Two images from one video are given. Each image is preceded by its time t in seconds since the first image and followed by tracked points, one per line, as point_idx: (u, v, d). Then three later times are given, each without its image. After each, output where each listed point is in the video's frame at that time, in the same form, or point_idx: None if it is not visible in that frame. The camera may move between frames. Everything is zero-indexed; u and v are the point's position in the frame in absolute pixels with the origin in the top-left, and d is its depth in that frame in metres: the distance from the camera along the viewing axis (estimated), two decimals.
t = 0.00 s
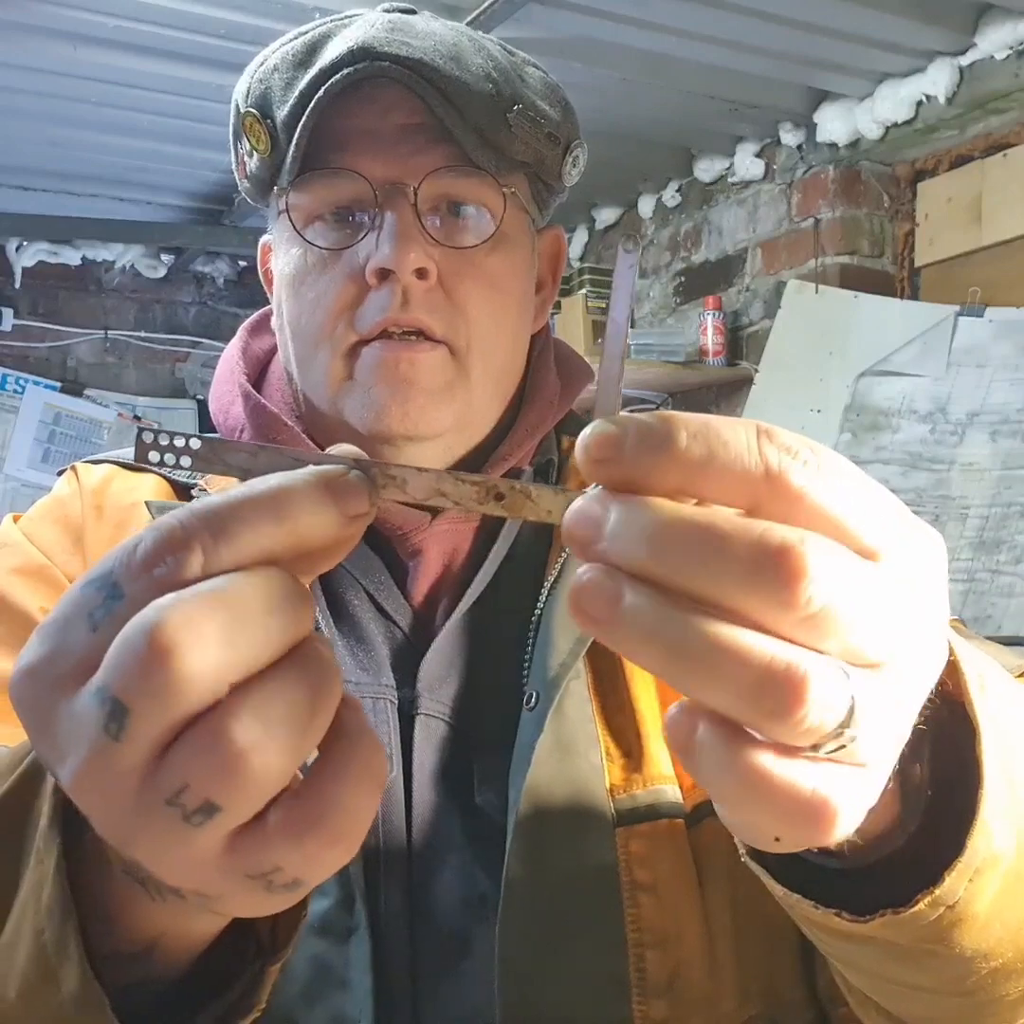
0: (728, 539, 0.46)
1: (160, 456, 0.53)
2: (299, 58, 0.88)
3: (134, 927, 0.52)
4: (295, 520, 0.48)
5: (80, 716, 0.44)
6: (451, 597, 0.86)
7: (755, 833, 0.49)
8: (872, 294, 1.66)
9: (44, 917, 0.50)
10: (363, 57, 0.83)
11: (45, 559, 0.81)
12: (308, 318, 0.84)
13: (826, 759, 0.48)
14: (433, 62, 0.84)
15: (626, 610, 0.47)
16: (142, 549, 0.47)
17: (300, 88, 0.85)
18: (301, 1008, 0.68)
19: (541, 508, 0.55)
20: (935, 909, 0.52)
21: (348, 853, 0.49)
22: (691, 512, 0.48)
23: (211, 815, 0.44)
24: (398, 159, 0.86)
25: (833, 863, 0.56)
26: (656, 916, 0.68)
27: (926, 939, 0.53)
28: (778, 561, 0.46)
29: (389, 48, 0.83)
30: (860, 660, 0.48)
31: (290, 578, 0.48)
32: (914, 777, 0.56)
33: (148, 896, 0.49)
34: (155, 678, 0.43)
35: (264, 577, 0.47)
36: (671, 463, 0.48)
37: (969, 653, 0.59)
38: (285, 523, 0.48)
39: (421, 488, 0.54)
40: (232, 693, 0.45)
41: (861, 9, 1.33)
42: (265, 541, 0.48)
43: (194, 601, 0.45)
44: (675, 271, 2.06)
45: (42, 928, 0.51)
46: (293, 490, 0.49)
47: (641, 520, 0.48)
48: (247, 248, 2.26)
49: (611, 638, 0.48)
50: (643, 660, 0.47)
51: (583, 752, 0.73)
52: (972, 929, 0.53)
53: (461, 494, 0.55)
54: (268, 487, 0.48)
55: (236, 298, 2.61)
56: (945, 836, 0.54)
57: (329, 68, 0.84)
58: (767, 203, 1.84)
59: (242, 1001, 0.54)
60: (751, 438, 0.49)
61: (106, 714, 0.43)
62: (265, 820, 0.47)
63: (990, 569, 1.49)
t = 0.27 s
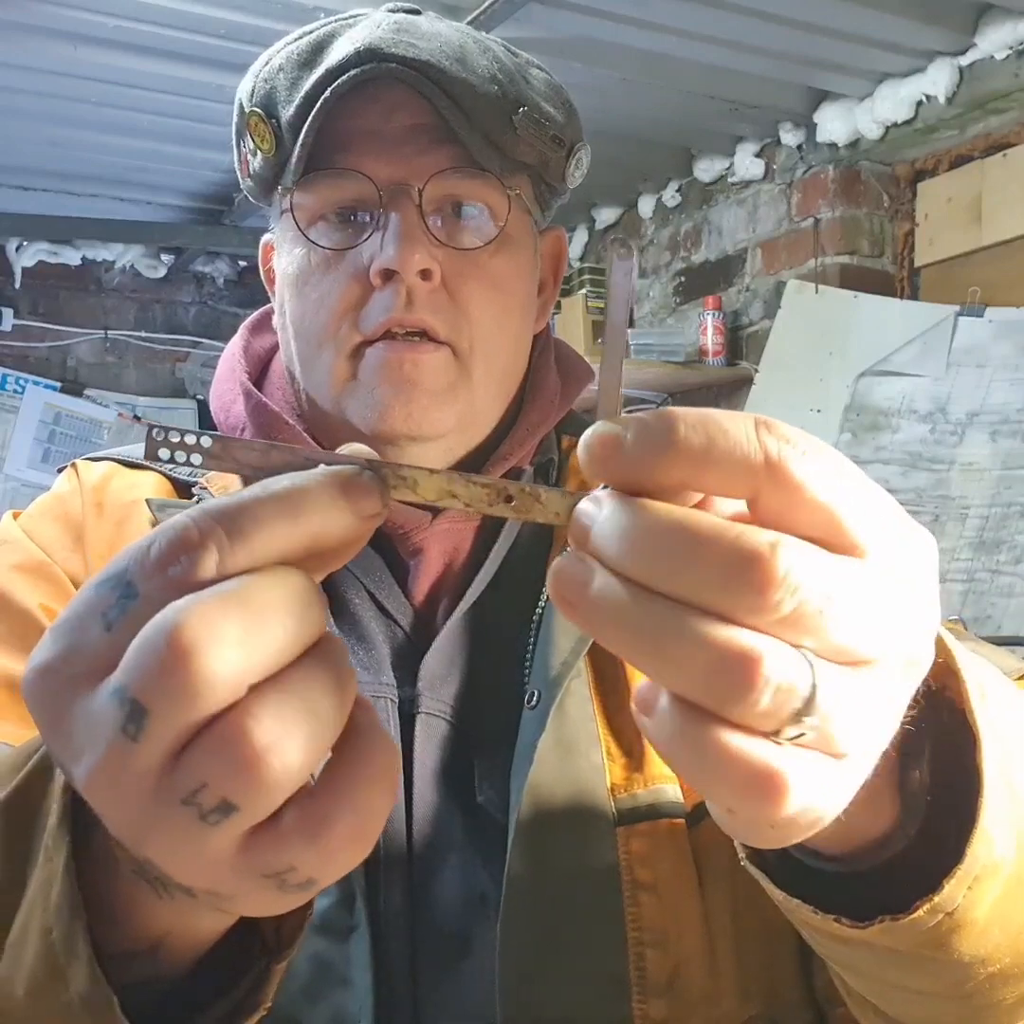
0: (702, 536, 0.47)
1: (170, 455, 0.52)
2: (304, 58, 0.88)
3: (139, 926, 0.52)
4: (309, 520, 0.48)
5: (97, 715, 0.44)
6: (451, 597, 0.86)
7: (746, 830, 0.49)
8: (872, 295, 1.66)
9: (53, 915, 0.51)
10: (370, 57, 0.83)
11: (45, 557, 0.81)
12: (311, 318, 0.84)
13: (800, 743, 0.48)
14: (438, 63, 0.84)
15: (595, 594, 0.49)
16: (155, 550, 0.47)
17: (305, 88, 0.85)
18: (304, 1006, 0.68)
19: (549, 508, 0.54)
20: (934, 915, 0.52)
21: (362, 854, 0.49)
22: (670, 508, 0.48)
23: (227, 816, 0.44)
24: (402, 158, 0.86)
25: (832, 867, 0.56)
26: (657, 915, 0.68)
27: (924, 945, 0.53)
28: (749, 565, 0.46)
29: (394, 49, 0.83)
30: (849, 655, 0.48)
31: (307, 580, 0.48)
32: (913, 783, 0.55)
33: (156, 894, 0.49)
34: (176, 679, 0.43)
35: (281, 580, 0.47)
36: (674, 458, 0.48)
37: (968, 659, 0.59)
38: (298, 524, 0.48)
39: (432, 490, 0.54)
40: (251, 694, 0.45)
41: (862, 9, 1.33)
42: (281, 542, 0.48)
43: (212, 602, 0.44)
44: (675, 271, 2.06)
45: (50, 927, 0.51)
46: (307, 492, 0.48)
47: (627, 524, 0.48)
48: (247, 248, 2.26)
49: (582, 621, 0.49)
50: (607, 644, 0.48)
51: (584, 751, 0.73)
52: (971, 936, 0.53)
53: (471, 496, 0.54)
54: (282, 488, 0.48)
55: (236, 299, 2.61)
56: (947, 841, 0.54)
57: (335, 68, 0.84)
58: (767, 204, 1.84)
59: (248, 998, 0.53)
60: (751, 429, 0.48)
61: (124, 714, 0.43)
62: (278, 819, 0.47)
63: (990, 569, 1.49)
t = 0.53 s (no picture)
0: (701, 525, 0.47)
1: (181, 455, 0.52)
2: (305, 58, 0.88)
3: (147, 924, 0.52)
4: (316, 518, 0.48)
5: (114, 716, 0.44)
6: (450, 597, 0.86)
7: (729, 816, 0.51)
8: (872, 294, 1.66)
9: (68, 915, 0.50)
10: (371, 58, 0.83)
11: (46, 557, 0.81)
12: (312, 318, 0.84)
13: (788, 726, 0.47)
14: (440, 63, 0.84)
15: (593, 581, 0.49)
16: (163, 548, 0.47)
17: (306, 88, 0.85)
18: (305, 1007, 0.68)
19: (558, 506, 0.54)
20: (919, 913, 0.53)
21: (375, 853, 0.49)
22: (672, 498, 0.48)
23: (243, 815, 0.44)
24: (403, 159, 0.86)
25: (825, 865, 0.56)
26: (655, 914, 0.69)
27: (913, 943, 0.54)
28: (747, 556, 0.46)
29: (395, 49, 0.83)
30: (842, 645, 0.48)
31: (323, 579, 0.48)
32: (903, 779, 0.55)
33: (167, 895, 0.49)
34: (191, 681, 0.43)
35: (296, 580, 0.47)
36: (680, 450, 0.48)
37: (957, 662, 0.60)
38: (306, 521, 0.47)
39: (441, 488, 0.52)
40: (268, 693, 0.45)
41: (861, 9, 1.33)
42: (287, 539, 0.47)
43: (226, 604, 0.44)
44: (675, 271, 2.06)
45: (65, 928, 0.50)
46: (315, 489, 0.48)
47: (632, 518, 0.48)
48: (247, 248, 2.26)
49: (581, 608, 0.49)
50: (601, 629, 0.48)
51: (584, 751, 0.73)
52: (959, 935, 0.54)
53: (479, 496, 0.53)
54: (290, 486, 0.48)
55: (236, 299, 2.61)
56: (935, 837, 0.54)
57: (336, 68, 0.84)
58: (767, 204, 1.84)
59: (259, 996, 0.53)
60: (757, 419, 0.49)
61: (139, 715, 0.43)
62: (292, 819, 0.47)
63: (990, 569, 1.49)
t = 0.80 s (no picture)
0: (705, 530, 0.47)
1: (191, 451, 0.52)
2: (301, 58, 0.88)
3: (151, 924, 0.52)
4: (317, 507, 0.47)
5: (126, 714, 0.44)
6: (450, 598, 0.86)
7: (725, 819, 0.52)
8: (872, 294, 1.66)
9: (75, 916, 0.50)
10: (366, 56, 0.83)
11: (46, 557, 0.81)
12: (308, 317, 0.84)
13: (765, 712, 0.48)
14: (436, 62, 0.84)
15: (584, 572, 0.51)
16: (164, 543, 0.46)
17: (302, 87, 0.85)
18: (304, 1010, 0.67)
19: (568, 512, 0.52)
20: (909, 916, 0.53)
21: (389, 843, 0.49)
22: (681, 502, 0.48)
23: (259, 804, 0.44)
24: (399, 158, 0.86)
25: (822, 867, 0.56)
26: (655, 914, 0.69)
27: (905, 946, 0.54)
28: (756, 563, 0.46)
29: (391, 48, 0.83)
30: (840, 652, 0.48)
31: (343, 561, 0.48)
32: (892, 785, 0.56)
33: (173, 895, 0.49)
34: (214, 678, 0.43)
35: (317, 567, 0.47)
36: (690, 458, 0.48)
37: (949, 666, 0.60)
38: (308, 513, 0.47)
39: (447, 490, 0.52)
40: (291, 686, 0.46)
41: (861, 8, 1.33)
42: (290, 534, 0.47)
43: (242, 601, 0.44)
44: (675, 271, 2.06)
45: (72, 928, 0.50)
46: (317, 479, 0.47)
47: (639, 520, 0.48)
48: (247, 248, 2.26)
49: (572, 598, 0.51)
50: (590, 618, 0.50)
51: (582, 752, 0.73)
52: (950, 937, 0.54)
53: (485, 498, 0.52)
54: (291, 477, 0.47)
55: (236, 299, 2.61)
56: (928, 838, 0.54)
57: (332, 67, 0.84)
58: (767, 204, 1.84)
59: (261, 998, 0.54)
60: (767, 427, 0.49)
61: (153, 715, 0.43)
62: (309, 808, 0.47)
63: (990, 569, 1.49)
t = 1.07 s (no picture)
0: (711, 548, 0.46)
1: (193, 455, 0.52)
2: (302, 59, 0.88)
3: (145, 924, 0.52)
4: (305, 523, 0.45)
5: (123, 724, 0.44)
6: (449, 599, 0.87)
7: (708, 821, 0.53)
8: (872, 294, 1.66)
9: (64, 917, 0.50)
10: (366, 57, 0.83)
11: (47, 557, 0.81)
12: (309, 318, 0.84)
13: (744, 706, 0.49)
14: (435, 63, 0.84)
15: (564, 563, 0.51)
16: (151, 556, 0.46)
17: (303, 88, 0.85)
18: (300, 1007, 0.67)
19: (570, 522, 0.50)
20: (901, 923, 0.53)
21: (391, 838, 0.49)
22: (685, 517, 0.48)
23: (263, 799, 0.44)
24: (399, 158, 0.86)
25: (814, 871, 0.56)
26: (653, 915, 0.68)
27: (896, 951, 0.54)
28: (763, 580, 0.46)
29: (391, 49, 0.83)
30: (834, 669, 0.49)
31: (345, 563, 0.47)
32: (886, 791, 0.56)
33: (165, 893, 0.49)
34: (206, 687, 0.43)
35: (319, 576, 0.46)
36: (694, 477, 0.48)
37: (944, 676, 0.60)
38: (296, 529, 0.45)
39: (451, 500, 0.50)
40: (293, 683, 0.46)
41: (861, 9, 1.33)
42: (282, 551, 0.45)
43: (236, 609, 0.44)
44: (676, 271, 2.06)
45: (61, 928, 0.50)
46: (303, 489, 0.45)
47: (647, 534, 0.47)
48: (247, 248, 2.26)
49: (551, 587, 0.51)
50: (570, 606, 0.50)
51: (580, 751, 0.73)
52: (942, 943, 0.54)
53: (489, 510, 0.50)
54: (275, 487, 0.45)
55: (236, 298, 2.61)
56: (923, 842, 0.55)
57: (333, 68, 0.84)
58: (767, 204, 1.84)
59: (255, 997, 0.53)
60: (772, 447, 0.49)
61: (147, 723, 0.44)
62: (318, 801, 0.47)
63: (990, 569, 1.49)
